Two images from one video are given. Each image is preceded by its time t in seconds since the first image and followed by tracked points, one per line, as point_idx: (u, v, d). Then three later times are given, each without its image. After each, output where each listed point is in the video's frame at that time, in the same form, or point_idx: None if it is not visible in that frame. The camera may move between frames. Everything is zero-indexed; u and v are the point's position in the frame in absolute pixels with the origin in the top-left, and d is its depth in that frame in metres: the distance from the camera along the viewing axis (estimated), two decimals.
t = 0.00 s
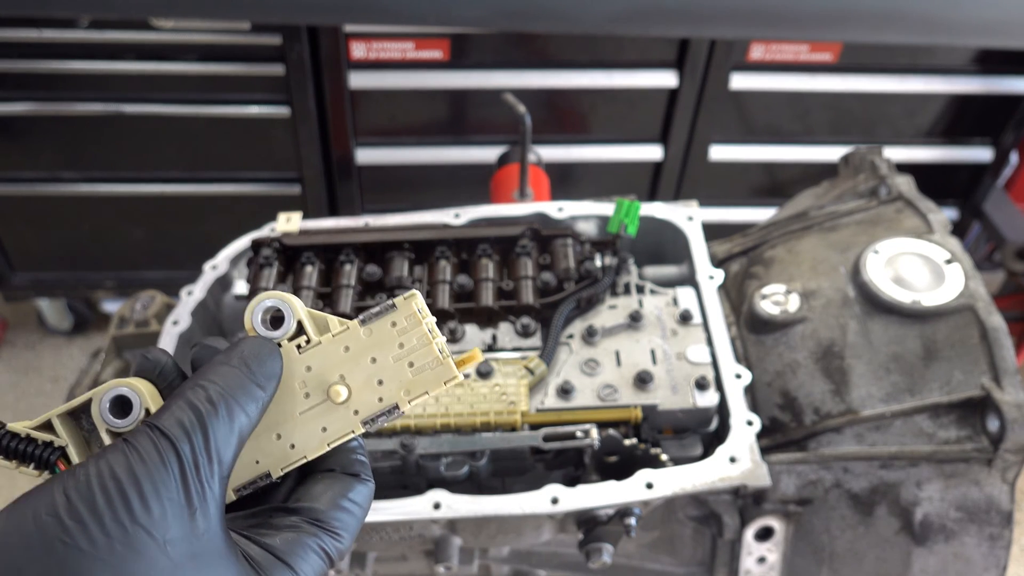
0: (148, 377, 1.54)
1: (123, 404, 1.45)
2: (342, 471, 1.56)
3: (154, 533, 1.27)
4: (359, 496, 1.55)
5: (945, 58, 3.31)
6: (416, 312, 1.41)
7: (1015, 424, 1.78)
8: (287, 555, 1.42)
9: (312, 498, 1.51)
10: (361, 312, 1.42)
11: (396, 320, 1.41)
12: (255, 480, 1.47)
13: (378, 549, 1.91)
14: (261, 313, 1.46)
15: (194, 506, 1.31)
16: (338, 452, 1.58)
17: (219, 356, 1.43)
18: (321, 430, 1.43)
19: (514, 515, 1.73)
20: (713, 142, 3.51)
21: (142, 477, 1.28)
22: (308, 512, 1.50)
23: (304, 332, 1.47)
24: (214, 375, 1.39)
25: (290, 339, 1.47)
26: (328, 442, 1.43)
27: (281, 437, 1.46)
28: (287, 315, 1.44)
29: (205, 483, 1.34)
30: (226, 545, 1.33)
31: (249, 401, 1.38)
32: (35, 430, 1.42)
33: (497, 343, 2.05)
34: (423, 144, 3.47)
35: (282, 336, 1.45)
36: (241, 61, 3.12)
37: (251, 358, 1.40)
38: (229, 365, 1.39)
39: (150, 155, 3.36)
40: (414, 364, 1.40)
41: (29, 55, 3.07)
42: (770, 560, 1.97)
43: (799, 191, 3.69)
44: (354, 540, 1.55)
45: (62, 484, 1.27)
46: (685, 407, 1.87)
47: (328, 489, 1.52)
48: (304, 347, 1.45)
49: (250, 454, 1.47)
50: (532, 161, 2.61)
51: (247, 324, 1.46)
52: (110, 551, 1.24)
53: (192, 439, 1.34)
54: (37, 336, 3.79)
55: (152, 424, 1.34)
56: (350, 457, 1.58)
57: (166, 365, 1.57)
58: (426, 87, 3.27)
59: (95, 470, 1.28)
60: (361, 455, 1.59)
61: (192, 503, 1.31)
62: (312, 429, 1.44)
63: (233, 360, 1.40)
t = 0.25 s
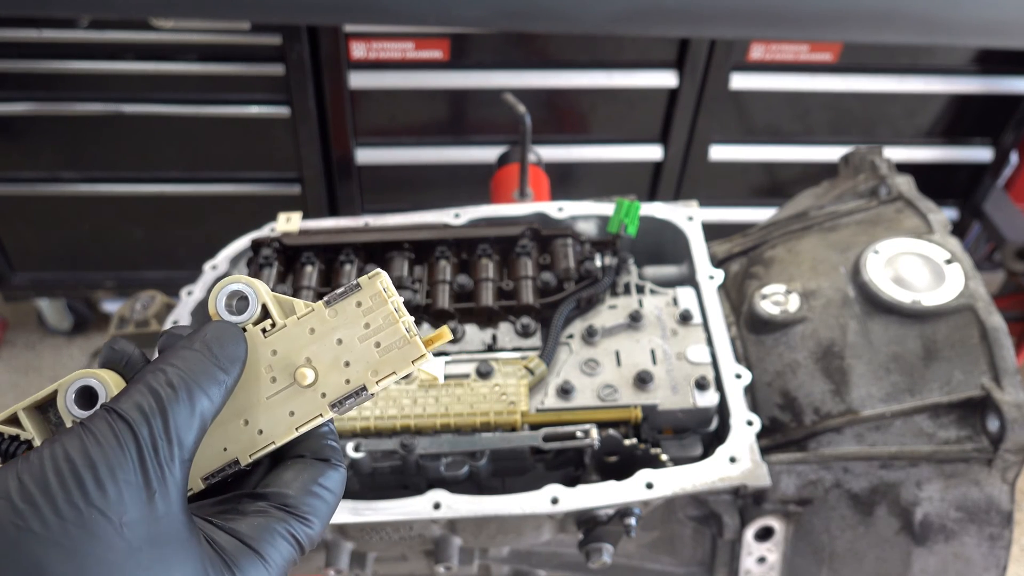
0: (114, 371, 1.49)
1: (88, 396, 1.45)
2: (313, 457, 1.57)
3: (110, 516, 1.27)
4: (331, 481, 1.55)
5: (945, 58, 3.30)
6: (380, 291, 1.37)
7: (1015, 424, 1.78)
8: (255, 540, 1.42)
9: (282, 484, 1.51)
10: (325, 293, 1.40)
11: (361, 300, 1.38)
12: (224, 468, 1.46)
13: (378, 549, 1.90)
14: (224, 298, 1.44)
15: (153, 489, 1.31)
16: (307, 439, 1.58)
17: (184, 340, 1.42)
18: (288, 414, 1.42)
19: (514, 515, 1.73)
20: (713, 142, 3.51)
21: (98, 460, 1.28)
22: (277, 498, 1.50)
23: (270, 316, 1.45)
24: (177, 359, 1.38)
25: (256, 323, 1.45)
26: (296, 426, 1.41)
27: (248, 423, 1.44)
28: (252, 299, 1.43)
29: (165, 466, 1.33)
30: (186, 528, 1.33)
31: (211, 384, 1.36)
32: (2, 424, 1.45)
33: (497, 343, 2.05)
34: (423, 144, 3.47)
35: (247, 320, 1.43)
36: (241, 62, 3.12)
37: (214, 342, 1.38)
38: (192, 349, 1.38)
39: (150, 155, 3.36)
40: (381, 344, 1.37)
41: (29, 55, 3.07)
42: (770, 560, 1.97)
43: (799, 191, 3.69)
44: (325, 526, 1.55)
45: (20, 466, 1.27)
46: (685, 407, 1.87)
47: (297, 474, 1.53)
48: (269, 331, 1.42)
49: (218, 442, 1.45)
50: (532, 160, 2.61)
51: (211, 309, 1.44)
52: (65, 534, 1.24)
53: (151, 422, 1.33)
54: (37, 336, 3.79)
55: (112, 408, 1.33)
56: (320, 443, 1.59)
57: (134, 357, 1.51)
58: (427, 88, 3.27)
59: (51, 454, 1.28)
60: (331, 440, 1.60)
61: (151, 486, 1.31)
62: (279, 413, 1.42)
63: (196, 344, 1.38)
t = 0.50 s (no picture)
0: (117, 381, 1.53)
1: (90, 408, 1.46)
2: (316, 468, 1.57)
3: (111, 525, 1.27)
4: (332, 492, 1.55)
5: (945, 58, 3.30)
6: (382, 301, 1.36)
7: (1015, 424, 1.78)
8: (257, 550, 1.42)
9: (284, 495, 1.51)
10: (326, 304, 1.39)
11: (363, 310, 1.37)
12: (225, 480, 1.46)
13: (378, 549, 1.90)
14: (227, 310, 1.45)
15: (154, 499, 1.31)
16: (310, 450, 1.58)
17: (187, 351, 1.42)
18: (290, 426, 1.41)
19: (514, 514, 1.73)
20: (713, 142, 3.51)
21: (100, 470, 1.28)
22: (279, 509, 1.50)
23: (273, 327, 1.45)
24: (179, 370, 1.38)
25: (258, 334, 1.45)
26: (298, 438, 1.40)
27: (250, 435, 1.43)
28: (253, 310, 1.43)
29: (166, 476, 1.33)
30: (188, 538, 1.33)
31: (213, 395, 1.36)
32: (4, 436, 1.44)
33: (497, 343, 2.05)
34: (423, 144, 3.47)
35: (250, 332, 1.43)
36: (241, 61, 3.12)
37: (217, 353, 1.38)
38: (194, 360, 1.38)
39: (150, 154, 3.36)
40: (383, 354, 1.36)
41: (28, 55, 3.07)
42: (770, 560, 1.97)
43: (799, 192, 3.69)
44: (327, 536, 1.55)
45: (23, 476, 1.27)
46: (685, 407, 1.87)
47: (299, 486, 1.53)
48: (271, 342, 1.42)
49: (220, 453, 1.45)
50: (532, 161, 2.61)
51: (213, 321, 1.44)
52: (66, 544, 1.24)
53: (153, 432, 1.33)
54: (37, 336, 3.79)
55: (114, 419, 1.34)
56: (324, 454, 1.58)
57: (137, 369, 1.56)
58: (426, 88, 3.27)
59: (53, 464, 1.28)
60: (334, 451, 1.60)
61: (152, 496, 1.31)
62: (282, 424, 1.41)
63: (198, 355, 1.38)
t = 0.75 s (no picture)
0: (104, 368, 1.54)
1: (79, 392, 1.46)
2: (297, 447, 1.56)
3: (98, 500, 1.27)
4: (315, 471, 1.55)
5: (945, 58, 3.30)
6: (360, 286, 1.38)
7: (1015, 424, 1.78)
8: (240, 525, 1.43)
9: (267, 472, 1.51)
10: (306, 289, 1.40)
11: (342, 295, 1.39)
12: (209, 460, 1.46)
13: (378, 549, 1.90)
14: (209, 296, 1.45)
15: (141, 474, 1.31)
16: (292, 430, 1.58)
17: (171, 335, 1.42)
18: (272, 406, 1.42)
19: (514, 515, 1.73)
20: (713, 142, 3.51)
21: (87, 446, 1.28)
22: (262, 485, 1.50)
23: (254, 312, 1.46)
24: (164, 351, 1.39)
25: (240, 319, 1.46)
26: (280, 418, 1.42)
27: (233, 416, 1.44)
28: (235, 296, 1.44)
29: (153, 453, 1.33)
30: (174, 513, 1.32)
31: (198, 376, 1.37)
32: None
33: (497, 343, 2.05)
34: (423, 144, 3.47)
35: (233, 317, 1.44)
36: (241, 62, 3.12)
37: (201, 335, 1.39)
38: (179, 342, 1.39)
39: (150, 155, 3.36)
40: (362, 337, 1.38)
41: (29, 55, 3.07)
42: (770, 560, 1.97)
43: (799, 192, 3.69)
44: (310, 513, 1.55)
45: (12, 454, 1.27)
46: (685, 407, 1.87)
47: (281, 463, 1.52)
48: (253, 327, 1.43)
49: (203, 434, 1.45)
50: (532, 160, 2.61)
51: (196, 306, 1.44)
52: (54, 519, 1.24)
53: (139, 410, 1.33)
54: (37, 336, 3.79)
55: (101, 398, 1.34)
56: (305, 434, 1.58)
57: (123, 355, 1.56)
58: (427, 88, 3.27)
59: (40, 442, 1.28)
60: (315, 432, 1.59)
61: (140, 472, 1.31)
62: (264, 405, 1.43)
63: (182, 337, 1.39)
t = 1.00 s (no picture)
0: (99, 367, 1.52)
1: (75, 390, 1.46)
2: (291, 444, 1.57)
3: (97, 497, 1.27)
4: (308, 467, 1.55)
5: (945, 58, 3.30)
6: (352, 287, 1.42)
7: (1015, 424, 1.78)
8: (236, 521, 1.43)
9: (261, 469, 1.51)
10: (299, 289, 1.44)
11: (334, 296, 1.43)
12: (204, 457, 1.46)
13: (378, 549, 1.90)
14: (204, 296, 1.46)
15: (139, 471, 1.31)
16: (285, 428, 1.58)
17: (166, 333, 1.42)
18: (266, 405, 1.43)
19: (514, 515, 1.73)
20: (713, 142, 3.51)
21: (85, 444, 1.28)
22: (256, 481, 1.50)
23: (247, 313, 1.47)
24: (160, 349, 1.38)
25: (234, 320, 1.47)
26: (273, 416, 1.43)
27: (228, 414, 1.45)
28: (229, 296, 1.45)
29: (151, 450, 1.33)
30: (172, 509, 1.34)
31: (194, 374, 1.37)
32: None
33: (497, 343, 2.04)
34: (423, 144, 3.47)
35: (227, 316, 1.45)
36: (241, 61, 3.12)
37: (196, 334, 1.39)
38: (175, 340, 1.38)
39: (150, 154, 3.36)
40: (354, 337, 1.41)
41: (29, 55, 3.07)
42: (770, 560, 1.97)
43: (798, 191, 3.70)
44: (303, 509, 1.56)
45: (10, 451, 1.27)
46: (685, 408, 1.87)
47: (275, 460, 1.53)
48: (248, 326, 1.45)
49: (198, 431, 1.45)
50: (532, 161, 2.61)
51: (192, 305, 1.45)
52: (54, 515, 1.25)
53: (136, 408, 1.33)
54: (37, 336, 3.79)
55: (98, 396, 1.33)
56: (298, 432, 1.58)
57: (118, 354, 1.54)
58: (427, 87, 3.27)
59: (38, 438, 1.28)
60: (308, 430, 1.60)
61: (138, 469, 1.31)
62: (257, 403, 1.43)
63: (178, 335, 1.38)
